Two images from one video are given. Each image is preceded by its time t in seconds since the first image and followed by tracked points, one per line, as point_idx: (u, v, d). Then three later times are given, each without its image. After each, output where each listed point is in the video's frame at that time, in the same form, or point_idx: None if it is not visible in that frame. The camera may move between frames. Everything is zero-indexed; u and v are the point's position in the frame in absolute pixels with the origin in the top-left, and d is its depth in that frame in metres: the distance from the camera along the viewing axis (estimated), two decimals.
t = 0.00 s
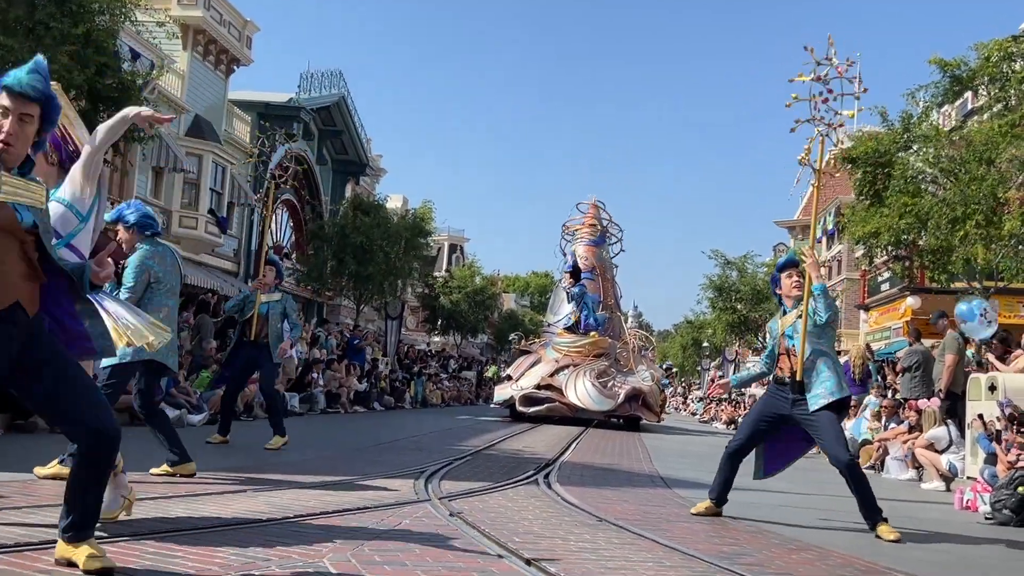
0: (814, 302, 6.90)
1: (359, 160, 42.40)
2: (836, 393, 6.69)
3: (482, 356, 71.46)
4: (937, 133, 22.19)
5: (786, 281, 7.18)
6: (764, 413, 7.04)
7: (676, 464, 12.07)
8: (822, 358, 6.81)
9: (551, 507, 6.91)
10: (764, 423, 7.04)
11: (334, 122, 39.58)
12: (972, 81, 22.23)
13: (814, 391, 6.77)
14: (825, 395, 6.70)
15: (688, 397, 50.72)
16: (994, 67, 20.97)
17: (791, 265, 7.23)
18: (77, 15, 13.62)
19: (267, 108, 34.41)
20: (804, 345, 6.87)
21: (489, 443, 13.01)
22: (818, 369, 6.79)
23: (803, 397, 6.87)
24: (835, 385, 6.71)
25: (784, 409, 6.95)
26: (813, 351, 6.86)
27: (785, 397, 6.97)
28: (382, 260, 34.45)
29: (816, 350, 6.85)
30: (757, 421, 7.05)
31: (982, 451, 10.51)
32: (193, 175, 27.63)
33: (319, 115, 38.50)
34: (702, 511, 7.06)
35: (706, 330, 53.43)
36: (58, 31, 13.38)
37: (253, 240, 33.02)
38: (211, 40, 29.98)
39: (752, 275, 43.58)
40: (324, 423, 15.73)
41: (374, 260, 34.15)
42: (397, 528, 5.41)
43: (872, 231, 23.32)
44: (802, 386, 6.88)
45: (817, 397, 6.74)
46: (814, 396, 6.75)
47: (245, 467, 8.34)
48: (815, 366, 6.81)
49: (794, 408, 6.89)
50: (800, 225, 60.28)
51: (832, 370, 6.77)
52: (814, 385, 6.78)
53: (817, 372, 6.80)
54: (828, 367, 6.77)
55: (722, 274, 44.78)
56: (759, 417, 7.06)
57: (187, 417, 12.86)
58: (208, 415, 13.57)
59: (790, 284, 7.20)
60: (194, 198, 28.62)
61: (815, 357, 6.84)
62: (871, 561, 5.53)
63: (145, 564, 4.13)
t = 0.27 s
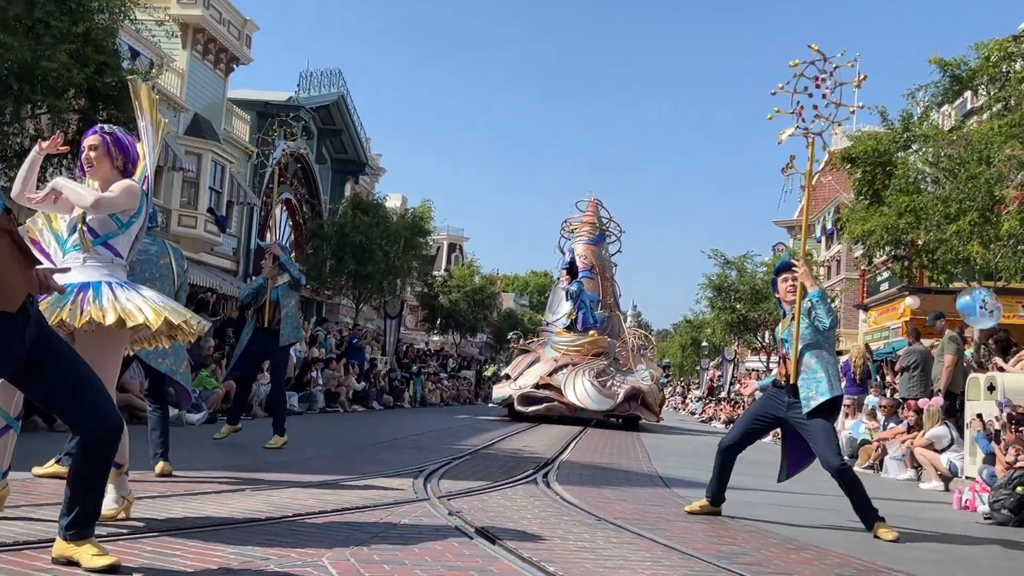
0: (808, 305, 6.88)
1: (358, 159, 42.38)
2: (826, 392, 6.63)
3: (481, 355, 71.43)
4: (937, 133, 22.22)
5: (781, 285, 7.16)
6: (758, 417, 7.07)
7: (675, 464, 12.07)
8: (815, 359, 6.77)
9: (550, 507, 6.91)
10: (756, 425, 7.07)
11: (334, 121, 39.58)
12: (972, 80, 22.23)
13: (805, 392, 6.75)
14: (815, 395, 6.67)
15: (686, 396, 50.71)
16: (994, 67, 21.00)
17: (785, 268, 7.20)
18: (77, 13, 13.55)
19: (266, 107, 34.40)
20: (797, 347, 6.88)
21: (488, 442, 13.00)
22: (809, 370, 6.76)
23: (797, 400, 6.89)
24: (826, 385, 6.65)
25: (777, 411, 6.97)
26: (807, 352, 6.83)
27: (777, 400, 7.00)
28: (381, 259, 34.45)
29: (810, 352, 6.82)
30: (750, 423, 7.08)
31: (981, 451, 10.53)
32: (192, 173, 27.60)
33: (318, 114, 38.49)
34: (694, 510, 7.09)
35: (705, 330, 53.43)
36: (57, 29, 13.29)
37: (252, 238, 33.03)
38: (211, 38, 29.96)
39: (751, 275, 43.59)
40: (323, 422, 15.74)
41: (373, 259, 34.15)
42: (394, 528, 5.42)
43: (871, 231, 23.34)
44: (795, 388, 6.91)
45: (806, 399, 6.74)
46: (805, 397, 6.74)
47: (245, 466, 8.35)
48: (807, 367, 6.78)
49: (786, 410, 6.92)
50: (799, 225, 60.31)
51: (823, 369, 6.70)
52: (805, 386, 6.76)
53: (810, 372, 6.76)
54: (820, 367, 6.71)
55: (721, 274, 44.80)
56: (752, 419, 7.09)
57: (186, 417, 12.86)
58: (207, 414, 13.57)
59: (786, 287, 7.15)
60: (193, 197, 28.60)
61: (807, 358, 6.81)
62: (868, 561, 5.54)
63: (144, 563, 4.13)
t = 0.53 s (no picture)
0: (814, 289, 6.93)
1: (357, 158, 42.35)
2: (827, 381, 6.77)
3: (480, 354, 71.43)
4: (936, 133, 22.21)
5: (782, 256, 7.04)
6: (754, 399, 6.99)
7: (673, 463, 12.08)
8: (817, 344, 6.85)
9: (549, 506, 6.91)
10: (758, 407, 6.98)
11: (333, 120, 39.56)
12: (972, 80, 22.23)
13: (803, 373, 6.81)
14: (815, 379, 6.77)
15: (686, 395, 50.74)
16: (994, 67, 21.00)
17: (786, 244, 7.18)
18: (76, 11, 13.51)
19: (265, 106, 34.40)
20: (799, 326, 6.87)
21: (487, 442, 13.00)
22: (812, 354, 6.83)
23: (795, 379, 6.86)
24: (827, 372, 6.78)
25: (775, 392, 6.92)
26: (808, 335, 6.87)
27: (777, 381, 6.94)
28: (380, 258, 34.44)
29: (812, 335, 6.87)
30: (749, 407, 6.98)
31: (980, 451, 10.54)
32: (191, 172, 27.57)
33: (318, 113, 38.48)
34: (698, 511, 7.08)
35: (704, 329, 53.47)
36: (56, 28, 13.26)
37: (251, 237, 33.05)
38: (210, 37, 29.93)
39: (750, 275, 43.60)
40: (321, 421, 15.73)
41: (372, 258, 34.14)
42: (394, 527, 5.42)
43: (869, 231, 23.37)
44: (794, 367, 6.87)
45: (807, 382, 6.78)
46: (802, 378, 6.80)
47: (245, 464, 8.36)
48: (808, 352, 6.83)
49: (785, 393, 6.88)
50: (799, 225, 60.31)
51: (823, 357, 6.82)
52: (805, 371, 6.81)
53: (812, 357, 6.83)
54: (821, 354, 6.83)
55: (720, 273, 44.80)
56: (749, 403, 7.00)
57: (184, 415, 12.86)
58: (206, 413, 13.58)
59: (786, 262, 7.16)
60: (192, 195, 28.59)
61: (810, 343, 6.85)
62: (868, 561, 5.54)
63: (144, 562, 4.13)
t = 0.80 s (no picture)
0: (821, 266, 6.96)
1: (356, 157, 42.34)
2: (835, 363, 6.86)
3: (479, 353, 71.50)
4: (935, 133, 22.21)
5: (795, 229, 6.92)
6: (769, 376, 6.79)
7: (672, 462, 12.09)
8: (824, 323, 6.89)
9: (548, 505, 6.92)
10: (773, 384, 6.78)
11: (332, 120, 39.57)
12: (971, 80, 22.21)
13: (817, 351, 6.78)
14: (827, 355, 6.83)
15: (684, 395, 50.79)
16: (993, 67, 21.02)
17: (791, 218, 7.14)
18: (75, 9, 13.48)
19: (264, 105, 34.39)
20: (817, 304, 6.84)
21: (486, 441, 13.01)
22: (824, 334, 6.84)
23: (808, 357, 6.75)
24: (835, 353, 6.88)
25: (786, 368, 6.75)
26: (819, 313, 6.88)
27: (788, 360, 6.76)
28: (379, 257, 34.43)
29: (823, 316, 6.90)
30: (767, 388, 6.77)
31: (978, 451, 10.56)
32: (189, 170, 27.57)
33: (317, 112, 38.49)
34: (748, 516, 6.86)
35: (703, 329, 53.50)
36: (56, 26, 13.23)
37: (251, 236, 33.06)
38: (209, 36, 29.92)
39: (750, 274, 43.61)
40: (320, 420, 15.73)
41: (371, 257, 34.14)
42: (393, 526, 5.43)
43: (868, 231, 23.37)
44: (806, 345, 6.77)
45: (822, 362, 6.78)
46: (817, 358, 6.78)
47: (244, 463, 8.37)
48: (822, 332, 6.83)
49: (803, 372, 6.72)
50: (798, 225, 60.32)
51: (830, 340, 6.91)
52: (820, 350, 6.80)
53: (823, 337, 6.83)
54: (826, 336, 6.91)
55: (719, 272, 44.83)
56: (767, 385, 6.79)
57: (183, 414, 12.87)
58: (205, 412, 13.59)
59: (789, 236, 7.15)
60: (191, 194, 28.56)
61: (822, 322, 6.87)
62: (865, 560, 5.55)
63: (142, 561, 4.14)
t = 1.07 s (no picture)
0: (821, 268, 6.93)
1: (355, 156, 42.33)
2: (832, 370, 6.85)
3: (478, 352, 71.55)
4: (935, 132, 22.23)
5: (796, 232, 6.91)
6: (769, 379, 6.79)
7: (670, 461, 12.10)
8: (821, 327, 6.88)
9: (547, 504, 6.92)
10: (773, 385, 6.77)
11: (331, 118, 39.59)
12: (970, 79, 22.22)
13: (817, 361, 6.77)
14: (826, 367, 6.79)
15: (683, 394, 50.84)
16: (992, 66, 21.07)
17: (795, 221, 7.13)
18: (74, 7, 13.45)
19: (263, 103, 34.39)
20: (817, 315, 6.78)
21: (485, 439, 13.01)
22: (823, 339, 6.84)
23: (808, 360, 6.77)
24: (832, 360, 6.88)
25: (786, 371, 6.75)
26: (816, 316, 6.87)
27: (787, 363, 6.77)
28: (378, 256, 34.42)
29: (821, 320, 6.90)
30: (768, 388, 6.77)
31: (976, 450, 10.57)
32: (188, 169, 27.59)
33: (316, 110, 38.51)
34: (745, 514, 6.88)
35: (702, 328, 53.56)
36: (55, 24, 13.21)
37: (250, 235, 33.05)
38: (208, 34, 29.92)
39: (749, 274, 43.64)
40: (318, 418, 15.73)
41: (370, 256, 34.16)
42: (391, 525, 5.43)
43: (867, 230, 23.37)
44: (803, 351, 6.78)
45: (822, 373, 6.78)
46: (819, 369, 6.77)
47: (243, 462, 8.37)
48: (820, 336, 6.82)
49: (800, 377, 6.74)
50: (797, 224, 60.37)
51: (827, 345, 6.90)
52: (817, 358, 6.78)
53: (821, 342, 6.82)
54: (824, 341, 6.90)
55: (718, 271, 44.88)
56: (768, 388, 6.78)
57: (181, 412, 12.87)
58: (204, 410, 13.59)
59: (790, 238, 7.15)
60: (190, 192, 28.59)
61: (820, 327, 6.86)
62: (864, 560, 5.55)
63: (140, 560, 4.13)
